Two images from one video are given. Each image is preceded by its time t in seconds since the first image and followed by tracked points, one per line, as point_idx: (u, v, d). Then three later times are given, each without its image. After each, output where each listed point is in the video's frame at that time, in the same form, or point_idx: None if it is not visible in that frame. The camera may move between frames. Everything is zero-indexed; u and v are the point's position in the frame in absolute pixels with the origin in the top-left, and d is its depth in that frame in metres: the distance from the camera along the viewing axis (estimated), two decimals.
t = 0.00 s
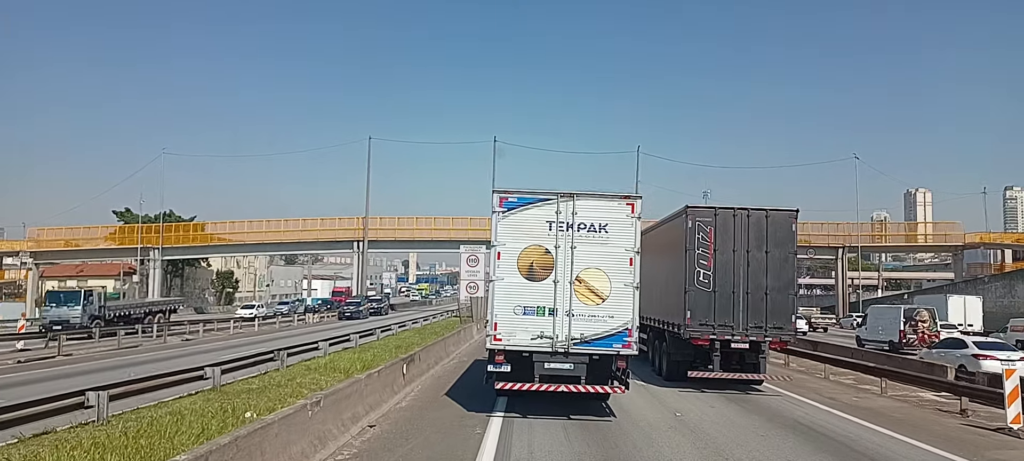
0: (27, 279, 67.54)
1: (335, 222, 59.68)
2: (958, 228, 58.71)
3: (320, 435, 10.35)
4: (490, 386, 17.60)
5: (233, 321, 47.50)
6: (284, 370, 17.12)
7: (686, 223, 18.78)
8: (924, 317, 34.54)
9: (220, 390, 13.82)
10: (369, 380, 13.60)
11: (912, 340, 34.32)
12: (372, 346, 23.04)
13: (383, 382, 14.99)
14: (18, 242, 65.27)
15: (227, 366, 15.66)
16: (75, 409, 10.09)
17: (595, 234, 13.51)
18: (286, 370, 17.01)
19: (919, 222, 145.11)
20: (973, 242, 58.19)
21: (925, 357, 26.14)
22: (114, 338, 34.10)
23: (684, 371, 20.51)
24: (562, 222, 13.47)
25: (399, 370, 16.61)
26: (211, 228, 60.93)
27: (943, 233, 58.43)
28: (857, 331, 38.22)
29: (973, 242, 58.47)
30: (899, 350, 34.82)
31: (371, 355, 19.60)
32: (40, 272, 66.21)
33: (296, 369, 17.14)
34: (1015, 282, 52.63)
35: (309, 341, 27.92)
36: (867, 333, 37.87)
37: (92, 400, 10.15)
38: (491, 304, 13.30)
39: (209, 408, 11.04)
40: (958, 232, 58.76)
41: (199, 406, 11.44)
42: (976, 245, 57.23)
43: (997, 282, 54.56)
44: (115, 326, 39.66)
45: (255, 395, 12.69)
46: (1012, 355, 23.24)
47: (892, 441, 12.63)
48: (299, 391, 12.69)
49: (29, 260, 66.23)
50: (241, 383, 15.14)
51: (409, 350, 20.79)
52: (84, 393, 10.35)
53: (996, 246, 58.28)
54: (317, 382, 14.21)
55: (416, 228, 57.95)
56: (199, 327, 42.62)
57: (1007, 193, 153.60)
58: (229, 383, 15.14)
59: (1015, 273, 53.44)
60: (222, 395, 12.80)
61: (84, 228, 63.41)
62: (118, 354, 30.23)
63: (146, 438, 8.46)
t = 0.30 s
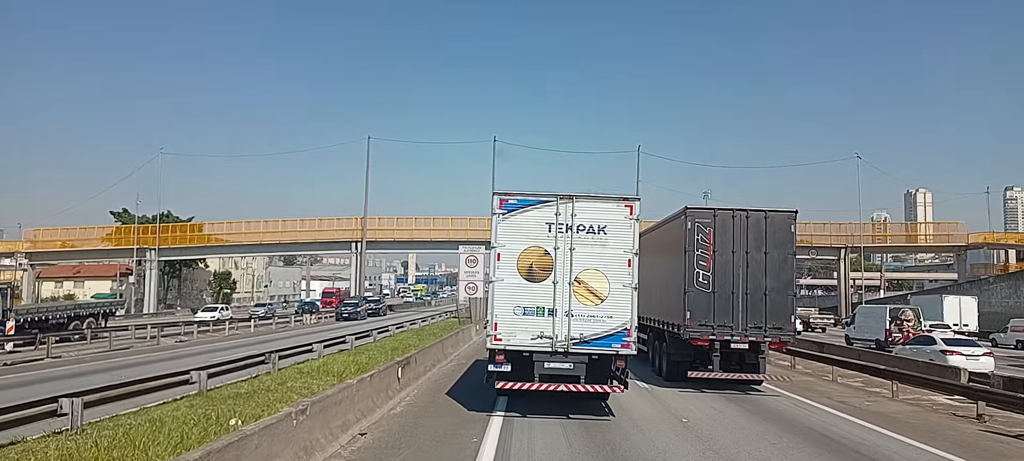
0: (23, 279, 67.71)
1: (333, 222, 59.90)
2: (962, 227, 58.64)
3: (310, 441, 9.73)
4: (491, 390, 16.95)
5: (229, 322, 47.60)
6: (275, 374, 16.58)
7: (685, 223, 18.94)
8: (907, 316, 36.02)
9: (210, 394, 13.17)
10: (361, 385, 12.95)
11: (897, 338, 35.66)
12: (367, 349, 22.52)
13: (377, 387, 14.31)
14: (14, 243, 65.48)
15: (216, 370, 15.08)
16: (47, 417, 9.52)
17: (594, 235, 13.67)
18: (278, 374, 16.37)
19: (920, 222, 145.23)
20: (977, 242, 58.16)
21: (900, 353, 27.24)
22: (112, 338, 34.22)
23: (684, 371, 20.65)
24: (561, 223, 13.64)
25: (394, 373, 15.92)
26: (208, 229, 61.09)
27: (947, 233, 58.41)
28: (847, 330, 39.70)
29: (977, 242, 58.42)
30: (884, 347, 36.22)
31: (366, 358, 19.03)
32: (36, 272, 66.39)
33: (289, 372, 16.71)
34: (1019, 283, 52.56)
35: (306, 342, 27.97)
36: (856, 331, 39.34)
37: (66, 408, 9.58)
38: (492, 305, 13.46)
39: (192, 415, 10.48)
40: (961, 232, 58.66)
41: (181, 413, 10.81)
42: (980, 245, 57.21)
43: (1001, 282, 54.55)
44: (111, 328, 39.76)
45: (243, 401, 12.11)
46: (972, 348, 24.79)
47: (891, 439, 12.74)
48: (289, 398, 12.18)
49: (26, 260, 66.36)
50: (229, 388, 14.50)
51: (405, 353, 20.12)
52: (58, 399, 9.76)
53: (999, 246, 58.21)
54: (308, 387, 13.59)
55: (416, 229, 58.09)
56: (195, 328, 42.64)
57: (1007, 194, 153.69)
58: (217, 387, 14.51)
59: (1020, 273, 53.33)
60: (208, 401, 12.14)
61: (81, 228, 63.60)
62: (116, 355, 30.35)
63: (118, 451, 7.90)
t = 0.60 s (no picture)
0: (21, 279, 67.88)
1: (331, 222, 60.10)
2: (966, 227, 58.62)
3: (295, 452, 8.94)
4: (494, 393, 16.38)
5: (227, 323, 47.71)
6: (265, 377, 16.01)
7: (685, 223, 19.13)
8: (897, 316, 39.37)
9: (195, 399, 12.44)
10: (354, 389, 12.20)
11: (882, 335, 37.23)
12: (362, 351, 22.03)
13: (372, 392, 13.63)
14: (12, 243, 65.69)
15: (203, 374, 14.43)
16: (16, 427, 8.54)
17: (594, 235, 13.85)
18: (268, 378, 15.71)
19: (921, 221, 145.28)
20: (981, 241, 58.12)
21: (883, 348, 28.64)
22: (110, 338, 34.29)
23: (683, 370, 20.82)
24: (561, 224, 13.81)
25: (390, 376, 15.33)
26: (207, 228, 61.24)
27: (950, 232, 58.43)
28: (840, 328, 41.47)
29: (980, 241, 58.31)
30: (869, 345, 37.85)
31: (361, 361, 18.48)
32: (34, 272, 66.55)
33: (281, 376, 16.15)
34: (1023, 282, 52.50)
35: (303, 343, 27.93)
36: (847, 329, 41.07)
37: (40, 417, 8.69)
38: (492, 305, 13.64)
39: (171, 422, 9.72)
40: (965, 230, 58.59)
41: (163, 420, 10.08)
42: (983, 244, 57.20)
43: (1005, 282, 54.51)
44: (108, 328, 39.80)
45: (229, 407, 11.41)
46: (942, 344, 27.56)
47: (890, 437, 12.81)
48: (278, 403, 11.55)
49: (24, 260, 66.48)
50: (215, 392, 13.78)
51: (402, 354, 19.49)
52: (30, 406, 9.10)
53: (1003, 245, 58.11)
54: (298, 392, 12.94)
55: (416, 228, 58.19)
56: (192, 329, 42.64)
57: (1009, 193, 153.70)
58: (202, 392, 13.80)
59: None
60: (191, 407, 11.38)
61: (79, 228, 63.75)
62: (113, 356, 30.39)
63: None
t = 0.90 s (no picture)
0: (16, 280, 67.80)
1: (329, 222, 60.21)
2: (968, 226, 58.62)
3: None
4: (492, 397, 15.91)
5: (225, 324, 47.75)
6: (255, 381, 15.53)
7: (684, 224, 19.21)
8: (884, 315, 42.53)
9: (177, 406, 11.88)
10: (342, 396, 11.67)
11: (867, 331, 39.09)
12: (357, 353, 21.59)
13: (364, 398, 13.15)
14: (8, 243, 65.81)
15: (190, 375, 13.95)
16: None
17: (592, 236, 13.95)
18: (257, 382, 15.20)
19: (920, 221, 145.49)
20: (983, 241, 58.14)
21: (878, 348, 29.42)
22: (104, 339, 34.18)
23: (683, 371, 20.90)
24: (560, 225, 13.91)
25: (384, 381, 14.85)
26: (204, 228, 61.37)
27: (951, 231, 58.50)
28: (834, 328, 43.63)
29: (982, 240, 58.33)
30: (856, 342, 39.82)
31: (355, 363, 17.99)
32: (29, 273, 66.51)
33: (271, 378, 15.72)
34: None
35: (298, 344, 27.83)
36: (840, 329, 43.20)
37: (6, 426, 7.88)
38: (491, 306, 13.74)
39: (146, 433, 9.19)
40: (967, 230, 58.78)
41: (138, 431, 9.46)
42: (985, 244, 57.25)
43: (1007, 281, 54.53)
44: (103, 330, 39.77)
45: (210, 416, 10.89)
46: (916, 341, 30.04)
47: (890, 436, 12.84)
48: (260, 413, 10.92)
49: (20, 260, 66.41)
50: (200, 397, 13.26)
51: (397, 357, 18.97)
52: None
53: (1006, 244, 58.09)
54: (285, 399, 12.47)
55: (414, 228, 58.29)
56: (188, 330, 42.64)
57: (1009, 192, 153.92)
58: (186, 397, 13.27)
59: None
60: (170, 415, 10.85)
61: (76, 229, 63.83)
62: (108, 357, 30.35)
63: None
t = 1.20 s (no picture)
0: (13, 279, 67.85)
1: (329, 221, 60.26)
2: (973, 226, 58.57)
3: None
4: (489, 401, 15.40)
5: (224, 324, 47.82)
6: (247, 383, 15.07)
7: (684, 223, 19.33)
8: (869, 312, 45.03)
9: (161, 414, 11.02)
10: (331, 402, 10.94)
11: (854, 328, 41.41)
12: (350, 356, 21.13)
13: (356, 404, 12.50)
14: (5, 243, 65.93)
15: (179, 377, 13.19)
16: None
17: (593, 237, 14.06)
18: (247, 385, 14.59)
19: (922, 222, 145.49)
20: (987, 241, 58.08)
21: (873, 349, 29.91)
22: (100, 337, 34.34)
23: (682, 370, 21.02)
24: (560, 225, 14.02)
25: (378, 384, 14.33)
26: (202, 227, 61.50)
27: (956, 231, 58.45)
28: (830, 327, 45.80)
29: (987, 240, 58.25)
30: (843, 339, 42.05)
31: (349, 367, 17.48)
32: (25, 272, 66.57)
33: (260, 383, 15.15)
34: None
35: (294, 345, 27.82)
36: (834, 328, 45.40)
37: None
38: (492, 305, 13.86)
39: (121, 443, 8.43)
40: (972, 230, 58.59)
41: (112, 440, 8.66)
42: (989, 244, 57.21)
43: (1012, 282, 54.51)
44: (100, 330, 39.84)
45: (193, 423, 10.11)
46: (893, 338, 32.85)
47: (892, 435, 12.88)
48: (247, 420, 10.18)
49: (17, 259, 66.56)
50: (184, 402, 12.43)
51: (392, 360, 18.45)
52: None
53: (1010, 244, 58.03)
54: (274, 404, 11.75)
55: (414, 227, 58.44)
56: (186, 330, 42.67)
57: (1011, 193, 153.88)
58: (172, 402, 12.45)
59: None
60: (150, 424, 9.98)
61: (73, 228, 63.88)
62: (106, 357, 30.43)
63: None
